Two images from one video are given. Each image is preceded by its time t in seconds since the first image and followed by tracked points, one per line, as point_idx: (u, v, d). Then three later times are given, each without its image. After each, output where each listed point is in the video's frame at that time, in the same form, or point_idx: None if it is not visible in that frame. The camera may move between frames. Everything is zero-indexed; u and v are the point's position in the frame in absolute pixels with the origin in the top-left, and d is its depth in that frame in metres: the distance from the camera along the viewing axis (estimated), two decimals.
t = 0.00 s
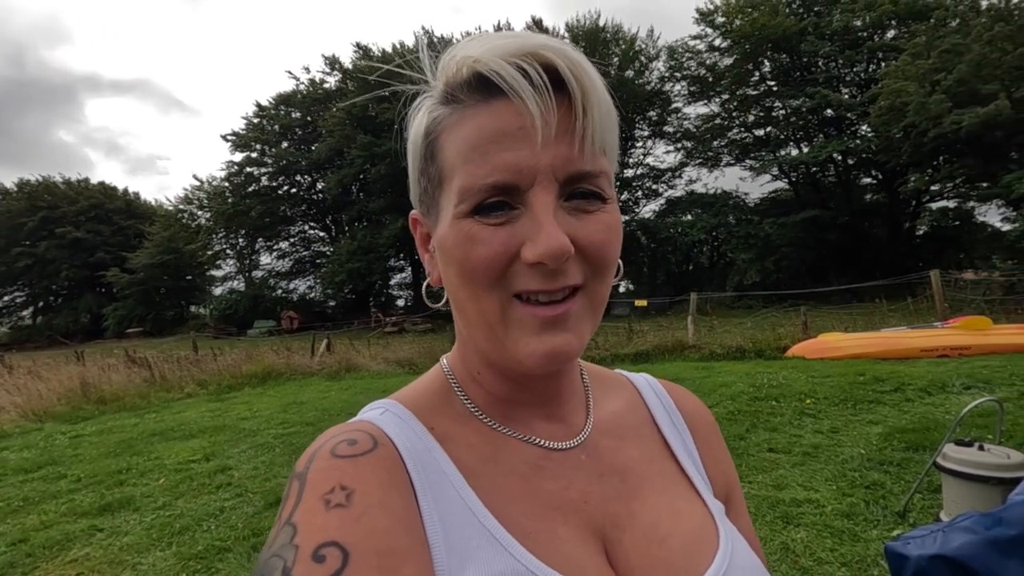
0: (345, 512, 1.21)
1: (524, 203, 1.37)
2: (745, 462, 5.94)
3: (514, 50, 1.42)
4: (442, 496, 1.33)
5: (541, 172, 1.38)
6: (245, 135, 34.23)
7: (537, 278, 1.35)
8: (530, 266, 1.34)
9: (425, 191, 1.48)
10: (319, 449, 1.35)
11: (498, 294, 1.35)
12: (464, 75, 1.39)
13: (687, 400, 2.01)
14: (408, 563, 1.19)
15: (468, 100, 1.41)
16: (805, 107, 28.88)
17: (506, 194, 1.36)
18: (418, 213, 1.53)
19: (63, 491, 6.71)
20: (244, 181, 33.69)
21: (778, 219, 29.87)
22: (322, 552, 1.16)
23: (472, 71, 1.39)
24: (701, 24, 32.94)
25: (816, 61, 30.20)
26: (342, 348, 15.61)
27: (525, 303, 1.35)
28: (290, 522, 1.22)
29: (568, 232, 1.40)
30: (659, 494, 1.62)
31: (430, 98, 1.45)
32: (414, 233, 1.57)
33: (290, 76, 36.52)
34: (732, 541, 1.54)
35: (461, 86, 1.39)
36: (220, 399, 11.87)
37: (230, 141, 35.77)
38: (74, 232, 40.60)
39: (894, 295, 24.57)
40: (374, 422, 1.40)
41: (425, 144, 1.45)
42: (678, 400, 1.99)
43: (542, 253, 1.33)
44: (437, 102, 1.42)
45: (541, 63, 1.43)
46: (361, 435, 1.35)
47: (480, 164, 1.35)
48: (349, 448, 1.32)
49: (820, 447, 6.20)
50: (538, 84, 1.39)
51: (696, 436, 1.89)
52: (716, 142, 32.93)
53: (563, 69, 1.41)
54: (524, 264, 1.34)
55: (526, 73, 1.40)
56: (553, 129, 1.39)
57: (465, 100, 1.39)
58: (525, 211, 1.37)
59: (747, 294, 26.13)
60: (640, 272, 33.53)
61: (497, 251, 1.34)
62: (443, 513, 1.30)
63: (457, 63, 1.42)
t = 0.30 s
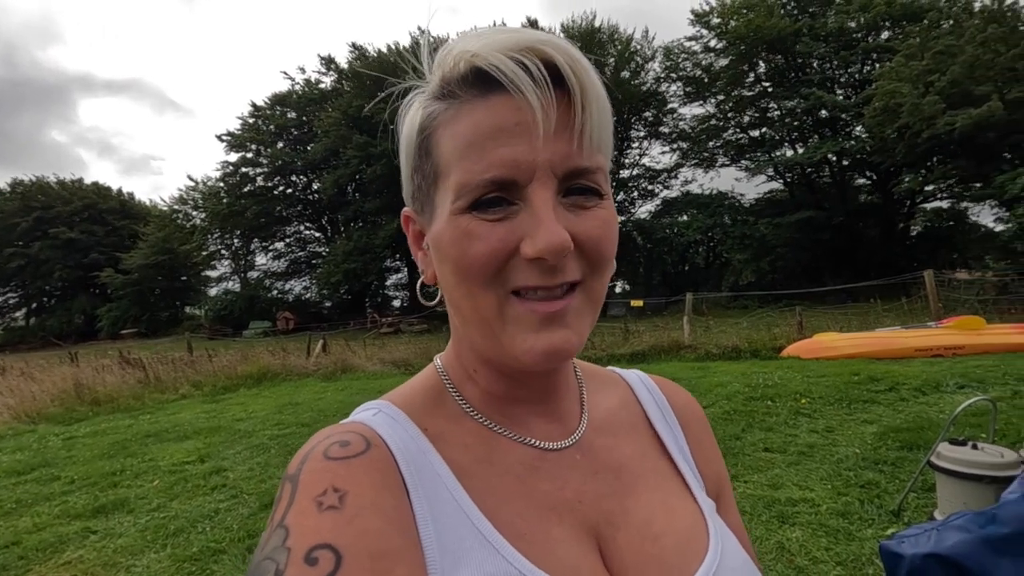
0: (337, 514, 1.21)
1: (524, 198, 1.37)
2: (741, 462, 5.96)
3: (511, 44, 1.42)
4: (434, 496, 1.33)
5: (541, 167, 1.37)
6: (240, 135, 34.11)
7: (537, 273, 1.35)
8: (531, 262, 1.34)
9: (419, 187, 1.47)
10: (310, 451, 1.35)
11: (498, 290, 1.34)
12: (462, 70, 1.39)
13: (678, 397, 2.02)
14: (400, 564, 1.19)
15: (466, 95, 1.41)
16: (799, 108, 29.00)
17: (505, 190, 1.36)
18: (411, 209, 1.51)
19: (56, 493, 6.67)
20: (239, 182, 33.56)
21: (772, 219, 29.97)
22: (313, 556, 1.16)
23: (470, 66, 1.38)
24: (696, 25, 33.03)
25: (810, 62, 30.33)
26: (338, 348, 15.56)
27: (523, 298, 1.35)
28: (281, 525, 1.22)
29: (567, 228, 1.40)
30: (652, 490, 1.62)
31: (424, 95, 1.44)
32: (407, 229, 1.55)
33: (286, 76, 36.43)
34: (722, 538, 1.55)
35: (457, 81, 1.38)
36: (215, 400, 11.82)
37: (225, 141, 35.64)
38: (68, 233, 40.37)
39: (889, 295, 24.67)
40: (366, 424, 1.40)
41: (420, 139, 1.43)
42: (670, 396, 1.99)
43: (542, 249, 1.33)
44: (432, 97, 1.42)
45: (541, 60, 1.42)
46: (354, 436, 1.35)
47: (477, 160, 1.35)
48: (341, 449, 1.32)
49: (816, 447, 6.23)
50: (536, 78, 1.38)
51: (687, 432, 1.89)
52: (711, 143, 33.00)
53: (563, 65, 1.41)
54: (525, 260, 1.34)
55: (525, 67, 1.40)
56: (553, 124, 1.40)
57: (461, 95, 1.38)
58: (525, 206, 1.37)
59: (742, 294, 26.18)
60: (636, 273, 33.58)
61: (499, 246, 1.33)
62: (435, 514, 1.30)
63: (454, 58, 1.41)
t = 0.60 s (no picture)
0: (328, 512, 1.21)
1: (556, 189, 1.37)
2: (736, 460, 5.98)
3: (558, 36, 1.43)
4: (429, 493, 1.33)
5: (577, 159, 1.38)
6: (236, 135, 33.98)
7: (568, 264, 1.34)
8: (562, 252, 1.33)
9: (430, 174, 1.43)
10: (302, 449, 1.34)
11: (527, 280, 1.32)
12: (503, 56, 1.38)
13: (667, 394, 2.02)
14: (393, 562, 1.19)
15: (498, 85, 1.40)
16: (794, 108, 29.13)
17: (538, 179, 1.35)
18: (413, 197, 1.47)
19: (50, 494, 6.64)
20: (234, 181, 33.40)
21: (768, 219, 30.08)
22: (305, 554, 1.16)
23: (511, 52, 1.38)
24: (692, 26, 33.10)
25: (805, 62, 30.46)
26: (334, 349, 15.53)
27: (555, 287, 1.33)
28: (273, 524, 1.23)
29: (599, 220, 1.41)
30: (646, 486, 1.62)
31: (449, 79, 1.41)
32: (402, 218, 1.50)
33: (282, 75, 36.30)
34: (712, 531, 1.56)
35: (494, 67, 1.37)
36: (210, 401, 11.78)
37: (220, 141, 35.49)
38: (62, 232, 40.13)
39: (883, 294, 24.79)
40: (360, 422, 1.39)
41: (438, 123, 1.40)
42: (658, 393, 2.00)
43: (579, 237, 1.33)
44: (458, 82, 1.39)
45: (587, 57, 1.45)
46: (346, 435, 1.35)
47: (515, 148, 1.34)
48: (332, 447, 1.32)
49: (810, 445, 6.25)
50: (578, 77, 1.41)
51: (675, 427, 1.90)
52: (707, 143, 33.06)
53: (601, 62, 1.44)
54: (557, 249, 1.33)
55: (573, 63, 1.42)
56: (590, 120, 1.42)
57: (498, 83, 1.37)
58: (558, 196, 1.37)
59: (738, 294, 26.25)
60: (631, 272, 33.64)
61: (532, 235, 1.32)
62: (430, 512, 1.30)
63: (497, 43, 1.40)
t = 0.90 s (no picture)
0: (313, 514, 1.22)
1: (555, 182, 1.37)
2: (730, 458, 6.00)
3: (553, 29, 1.43)
4: (416, 492, 1.33)
5: (575, 152, 1.39)
6: (230, 132, 33.79)
7: (567, 256, 1.34)
8: (562, 244, 1.33)
9: (424, 169, 1.42)
10: (288, 449, 1.35)
11: (526, 273, 1.32)
12: (501, 48, 1.38)
13: (657, 391, 2.03)
14: (379, 563, 1.19)
15: (496, 77, 1.40)
16: (789, 107, 29.25)
17: (537, 172, 1.35)
18: (405, 192, 1.45)
19: (42, 494, 6.60)
20: (228, 179, 33.24)
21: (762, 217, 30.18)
22: (289, 557, 1.17)
23: (509, 45, 1.38)
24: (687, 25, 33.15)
25: (800, 61, 30.57)
26: (330, 348, 15.49)
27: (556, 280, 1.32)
28: (257, 527, 1.23)
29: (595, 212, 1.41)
30: (634, 484, 1.63)
31: (447, 70, 1.40)
32: (391, 215, 1.48)
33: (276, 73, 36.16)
34: (699, 531, 1.57)
35: (491, 59, 1.37)
36: (204, 400, 11.73)
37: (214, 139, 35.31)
38: (55, 230, 39.83)
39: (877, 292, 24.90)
40: (345, 422, 1.38)
41: (433, 115, 1.39)
42: (646, 389, 2.01)
43: (578, 229, 1.33)
44: (455, 73, 1.38)
45: (584, 51, 1.45)
46: (332, 434, 1.34)
47: (515, 140, 1.35)
48: (318, 448, 1.31)
49: (804, 443, 6.29)
50: (578, 72, 1.41)
51: (664, 424, 1.91)
52: (702, 141, 33.10)
53: (595, 58, 1.45)
54: (557, 241, 1.33)
55: (573, 58, 1.42)
56: (588, 113, 1.43)
57: (496, 76, 1.37)
58: (558, 189, 1.37)
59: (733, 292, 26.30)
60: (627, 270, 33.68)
61: (531, 227, 1.31)
62: (416, 512, 1.30)
63: (495, 35, 1.40)
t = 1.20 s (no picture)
0: (322, 509, 1.21)
1: (579, 172, 1.38)
2: (725, 454, 6.03)
3: (573, 23, 1.45)
4: (424, 488, 1.33)
5: (597, 143, 1.40)
6: (222, 130, 33.57)
7: (591, 244, 1.34)
8: (587, 232, 1.33)
9: (440, 159, 1.41)
10: (294, 446, 1.34)
11: (550, 263, 1.31)
12: (528, 41, 1.39)
13: (660, 389, 2.03)
14: (387, 560, 1.19)
15: (521, 69, 1.40)
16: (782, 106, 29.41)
17: (562, 162, 1.36)
18: (419, 182, 1.43)
19: (34, 494, 6.54)
20: (221, 177, 33.06)
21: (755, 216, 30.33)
22: (298, 553, 1.16)
23: (537, 37, 1.39)
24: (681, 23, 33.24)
25: (793, 60, 30.75)
26: (324, 346, 15.45)
27: (578, 270, 1.32)
28: (265, 523, 1.23)
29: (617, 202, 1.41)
30: (643, 480, 1.64)
31: (473, 60, 1.40)
32: (403, 207, 1.46)
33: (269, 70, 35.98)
34: (705, 529, 1.58)
35: (517, 51, 1.38)
36: (198, 399, 11.65)
37: (206, 137, 35.09)
38: (45, 229, 39.50)
39: (868, 290, 25.05)
40: (352, 418, 1.38)
41: (456, 105, 1.38)
42: (651, 385, 2.01)
43: (603, 219, 1.34)
44: (478, 64, 1.38)
45: (603, 45, 1.46)
46: (338, 430, 1.35)
47: (543, 129, 1.35)
48: (324, 445, 1.32)
49: (798, 439, 6.32)
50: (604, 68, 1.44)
51: (669, 422, 1.92)
52: (696, 140, 33.18)
53: (614, 51, 1.46)
54: (581, 230, 1.33)
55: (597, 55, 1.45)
56: (608, 106, 1.44)
57: (525, 66, 1.38)
58: (582, 179, 1.37)
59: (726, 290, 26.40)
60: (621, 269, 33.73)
61: (557, 216, 1.31)
62: (425, 507, 1.29)
63: (520, 26, 1.40)
